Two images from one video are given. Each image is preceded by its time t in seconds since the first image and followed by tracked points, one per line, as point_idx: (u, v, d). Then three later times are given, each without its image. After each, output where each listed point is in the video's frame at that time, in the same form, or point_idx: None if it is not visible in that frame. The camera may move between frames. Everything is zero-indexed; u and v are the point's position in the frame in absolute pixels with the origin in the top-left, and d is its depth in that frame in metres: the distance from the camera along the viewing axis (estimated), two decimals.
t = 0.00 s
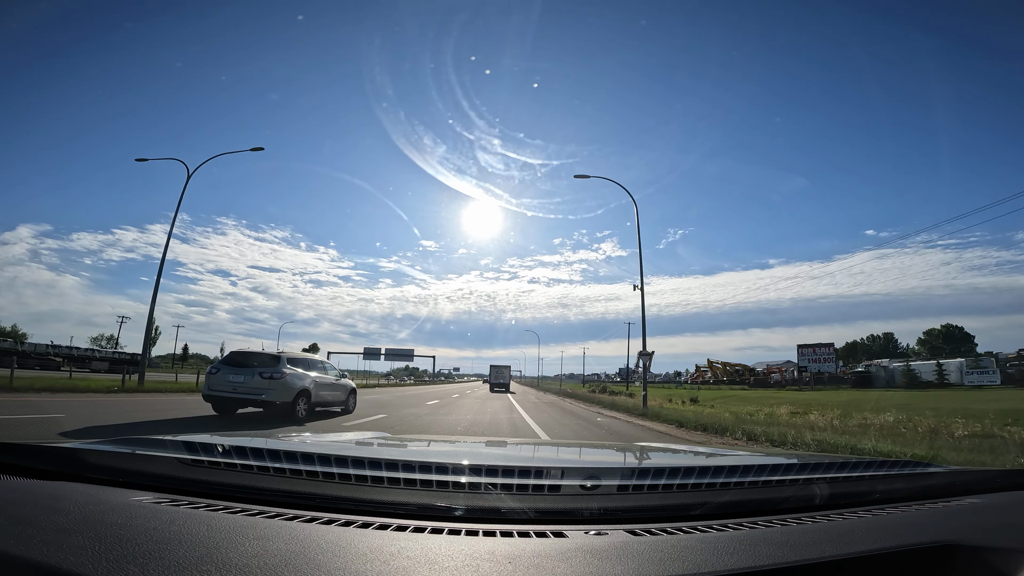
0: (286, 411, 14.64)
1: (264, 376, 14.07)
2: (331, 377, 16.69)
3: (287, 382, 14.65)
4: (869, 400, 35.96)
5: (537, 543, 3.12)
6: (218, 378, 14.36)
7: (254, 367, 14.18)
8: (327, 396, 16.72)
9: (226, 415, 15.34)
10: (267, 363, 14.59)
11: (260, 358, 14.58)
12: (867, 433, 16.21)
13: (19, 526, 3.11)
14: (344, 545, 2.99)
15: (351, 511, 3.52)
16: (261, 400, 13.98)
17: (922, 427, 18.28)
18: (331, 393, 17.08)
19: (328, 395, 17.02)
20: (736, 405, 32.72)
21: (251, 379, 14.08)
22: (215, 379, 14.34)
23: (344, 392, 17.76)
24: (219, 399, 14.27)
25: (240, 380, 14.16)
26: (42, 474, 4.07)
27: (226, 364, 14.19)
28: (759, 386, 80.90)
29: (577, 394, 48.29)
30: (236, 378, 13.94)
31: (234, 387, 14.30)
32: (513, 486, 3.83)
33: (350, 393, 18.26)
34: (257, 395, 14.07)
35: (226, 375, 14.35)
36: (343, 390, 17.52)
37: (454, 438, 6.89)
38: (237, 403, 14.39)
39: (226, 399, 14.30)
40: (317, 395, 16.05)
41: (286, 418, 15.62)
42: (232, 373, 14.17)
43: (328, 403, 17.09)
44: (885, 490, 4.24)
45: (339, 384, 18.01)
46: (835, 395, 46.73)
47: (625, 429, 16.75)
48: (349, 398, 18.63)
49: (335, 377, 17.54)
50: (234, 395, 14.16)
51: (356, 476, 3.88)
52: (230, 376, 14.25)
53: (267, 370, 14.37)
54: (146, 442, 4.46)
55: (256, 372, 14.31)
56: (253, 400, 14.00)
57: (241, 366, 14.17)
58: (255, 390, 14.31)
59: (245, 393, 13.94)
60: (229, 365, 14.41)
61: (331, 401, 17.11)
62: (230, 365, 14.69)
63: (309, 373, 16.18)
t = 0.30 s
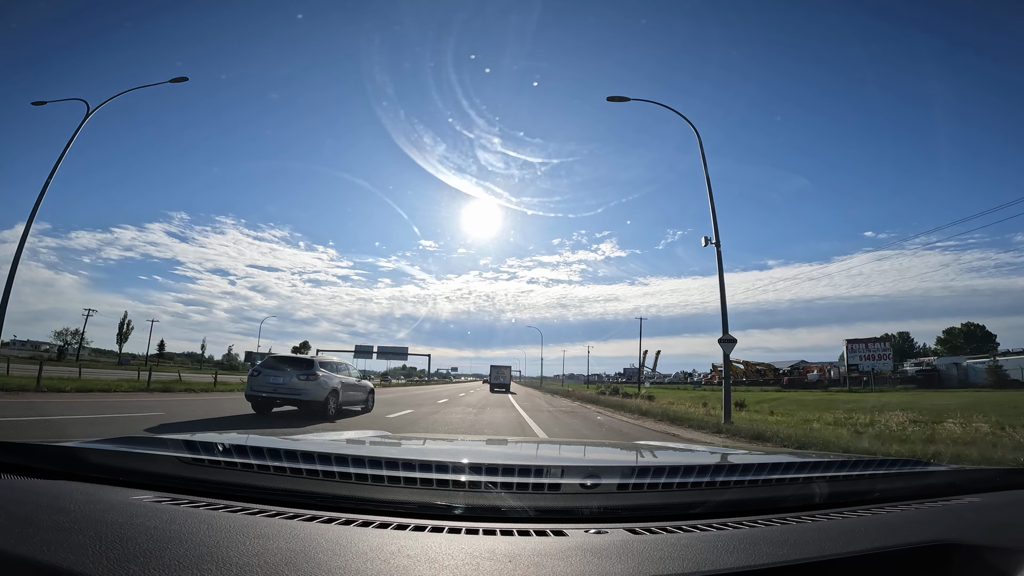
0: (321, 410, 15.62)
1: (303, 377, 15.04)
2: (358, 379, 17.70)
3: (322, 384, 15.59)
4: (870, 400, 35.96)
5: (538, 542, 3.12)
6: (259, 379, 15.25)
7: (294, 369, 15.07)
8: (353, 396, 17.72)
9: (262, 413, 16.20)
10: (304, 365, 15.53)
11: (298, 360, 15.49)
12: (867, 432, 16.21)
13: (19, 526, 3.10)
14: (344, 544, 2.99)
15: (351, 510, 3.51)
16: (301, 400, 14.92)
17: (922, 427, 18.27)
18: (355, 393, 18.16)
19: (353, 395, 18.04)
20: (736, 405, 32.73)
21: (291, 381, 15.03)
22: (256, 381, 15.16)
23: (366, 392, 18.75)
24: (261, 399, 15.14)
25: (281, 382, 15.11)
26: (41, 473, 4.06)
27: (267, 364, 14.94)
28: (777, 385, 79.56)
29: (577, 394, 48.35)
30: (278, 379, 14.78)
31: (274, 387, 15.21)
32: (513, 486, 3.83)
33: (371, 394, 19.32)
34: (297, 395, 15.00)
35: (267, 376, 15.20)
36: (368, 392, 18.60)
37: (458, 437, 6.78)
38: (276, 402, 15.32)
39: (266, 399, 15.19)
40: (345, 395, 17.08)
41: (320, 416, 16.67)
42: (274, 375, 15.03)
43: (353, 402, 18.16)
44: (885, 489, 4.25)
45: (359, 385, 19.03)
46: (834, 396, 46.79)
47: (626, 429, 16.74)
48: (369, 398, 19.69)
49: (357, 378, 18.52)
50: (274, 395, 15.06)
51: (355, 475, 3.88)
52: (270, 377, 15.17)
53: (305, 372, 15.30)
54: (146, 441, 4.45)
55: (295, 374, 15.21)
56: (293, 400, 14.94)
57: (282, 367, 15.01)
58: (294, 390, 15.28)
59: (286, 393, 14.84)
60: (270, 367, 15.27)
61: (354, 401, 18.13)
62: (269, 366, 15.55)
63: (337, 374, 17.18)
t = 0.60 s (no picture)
0: (345, 409, 16.93)
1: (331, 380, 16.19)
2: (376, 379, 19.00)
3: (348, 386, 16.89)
4: (870, 399, 36.02)
5: (538, 543, 3.12)
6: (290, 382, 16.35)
7: (323, 373, 16.29)
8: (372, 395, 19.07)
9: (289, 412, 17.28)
10: (331, 369, 16.79)
11: (326, 364, 16.73)
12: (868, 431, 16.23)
13: (20, 528, 3.10)
14: (345, 544, 3.00)
15: (352, 511, 3.51)
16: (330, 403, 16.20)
17: (924, 427, 18.25)
18: (372, 392, 19.51)
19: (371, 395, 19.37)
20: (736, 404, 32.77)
21: (319, 383, 16.16)
22: (288, 383, 16.37)
23: (383, 392, 20.16)
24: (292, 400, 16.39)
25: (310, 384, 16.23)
26: (42, 475, 4.06)
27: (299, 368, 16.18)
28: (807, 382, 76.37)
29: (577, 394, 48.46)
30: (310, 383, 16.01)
31: (304, 389, 16.48)
32: (514, 486, 3.84)
33: (386, 393, 20.66)
34: (325, 397, 16.27)
35: (298, 379, 16.43)
36: (385, 391, 19.92)
37: (457, 438, 6.82)
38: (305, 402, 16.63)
39: (296, 399, 16.45)
40: (365, 395, 18.40)
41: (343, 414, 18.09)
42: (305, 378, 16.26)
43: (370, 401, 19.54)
44: (885, 488, 4.25)
45: (375, 385, 20.38)
46: (834, 396, 46.89)
47: (627, 429, 16.74)
48: (384, 397, 21.03)
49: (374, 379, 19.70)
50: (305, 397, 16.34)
51: (356, 476, 3.88)
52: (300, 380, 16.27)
53: (332, 375, 16.57)
54: (146, 443, 4.45)
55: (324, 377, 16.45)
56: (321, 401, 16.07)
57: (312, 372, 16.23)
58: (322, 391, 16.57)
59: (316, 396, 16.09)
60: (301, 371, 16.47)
61: (372, 401, 19.48)
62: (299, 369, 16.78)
63: (357, 375, 18.44)
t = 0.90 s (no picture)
0: (362, 407, 18.40)
1: (351, 379, 17.70)
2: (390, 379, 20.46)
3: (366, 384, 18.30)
4: (868, 399, 36.17)
5: (537, 543, 3.12)
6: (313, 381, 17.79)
7: (343, 373, 17.67)
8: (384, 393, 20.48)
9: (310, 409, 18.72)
10: (351, 369, 18.22)
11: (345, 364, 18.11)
12: (867, 431, 16.30)
13: (19, 526, 3.10)
14: (344, 544, 2.99)
15: (352, 511, 3.51)
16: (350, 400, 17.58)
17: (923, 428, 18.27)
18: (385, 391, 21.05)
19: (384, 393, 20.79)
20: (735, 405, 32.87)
21: (340, 382, 17.65)
22: (312, 382, 17.69)
23: (395, 390, 21.74)
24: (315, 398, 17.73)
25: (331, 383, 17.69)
26: (41, 474, 4.06)
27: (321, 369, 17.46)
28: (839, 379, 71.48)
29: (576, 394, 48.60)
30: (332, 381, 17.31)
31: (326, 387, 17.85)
32: (513, 486, 3.84)
33: (396, 391, 22.10)
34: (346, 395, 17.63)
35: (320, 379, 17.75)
36: (396, 390, 21.35)
37: (457, 438, 6.83)
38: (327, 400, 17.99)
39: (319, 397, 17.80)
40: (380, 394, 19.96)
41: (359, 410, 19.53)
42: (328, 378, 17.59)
43: (383, 398, 20.95)
44: (886, 488, 4.26)
45: (387, 384, 21.97)
46: (834, 396, 46.98)
47: (626, 429, 16.77)
48: (395, 395, 22.61)
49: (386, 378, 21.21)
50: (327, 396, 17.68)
51: (356, 476, 3.88)
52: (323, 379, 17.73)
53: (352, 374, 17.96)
54: (146, 442, 4.45)
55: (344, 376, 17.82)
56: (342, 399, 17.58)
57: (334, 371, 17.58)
58: (342, 389, 17.99)
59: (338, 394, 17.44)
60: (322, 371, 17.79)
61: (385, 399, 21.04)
62: (320, 369, 18.15)
63: (372, 374, 19.91)
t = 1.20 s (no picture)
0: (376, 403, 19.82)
1: (367, 378, 19.16)
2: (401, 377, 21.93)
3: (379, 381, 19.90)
4: (866, 399, 36.32)
5: (538, 544, 3.13)
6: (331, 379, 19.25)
7: (360, 372, 19.13)
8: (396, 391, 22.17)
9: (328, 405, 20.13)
10: (367, 368, 19.69)
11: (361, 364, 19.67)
12: (864, 430, 16.38)
13: (19, 528, 3.10)
14: (344, 545, 2.99)
15: (352, 511, 3.51)
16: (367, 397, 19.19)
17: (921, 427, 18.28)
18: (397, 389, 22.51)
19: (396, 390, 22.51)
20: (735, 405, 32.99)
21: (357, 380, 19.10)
22: (331, 380, 19.17)
23: (405, 388, 23.21)
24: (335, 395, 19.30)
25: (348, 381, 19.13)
26: (41, 475, 4.05)
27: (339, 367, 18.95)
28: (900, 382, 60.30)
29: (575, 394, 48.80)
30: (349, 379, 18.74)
31: (345, 385, 19.34)
32: (513, 486, 3.84)
33: (406, 390, 23.70)
34: (363, 392, 19.27)
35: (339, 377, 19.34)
36: (406, 389, 22.97)
37: (458, 438, 6.83)
38: (344, 396, 19.47)
39: (338, 394, 19.42)
40: (393, 391, 21.47)
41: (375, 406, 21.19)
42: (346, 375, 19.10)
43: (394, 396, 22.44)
44: (886, 489, 4.26)
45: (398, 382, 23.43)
46: (832, 396, 47.19)
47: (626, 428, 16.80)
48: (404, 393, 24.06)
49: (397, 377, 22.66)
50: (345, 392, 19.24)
51: (356, 476, 3.88)
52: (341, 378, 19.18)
53: (367, 373, 19.48)
54: (145, 443, 4.45)
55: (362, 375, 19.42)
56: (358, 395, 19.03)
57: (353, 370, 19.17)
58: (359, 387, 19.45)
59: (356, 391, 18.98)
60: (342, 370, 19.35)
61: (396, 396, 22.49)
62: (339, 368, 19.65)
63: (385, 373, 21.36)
